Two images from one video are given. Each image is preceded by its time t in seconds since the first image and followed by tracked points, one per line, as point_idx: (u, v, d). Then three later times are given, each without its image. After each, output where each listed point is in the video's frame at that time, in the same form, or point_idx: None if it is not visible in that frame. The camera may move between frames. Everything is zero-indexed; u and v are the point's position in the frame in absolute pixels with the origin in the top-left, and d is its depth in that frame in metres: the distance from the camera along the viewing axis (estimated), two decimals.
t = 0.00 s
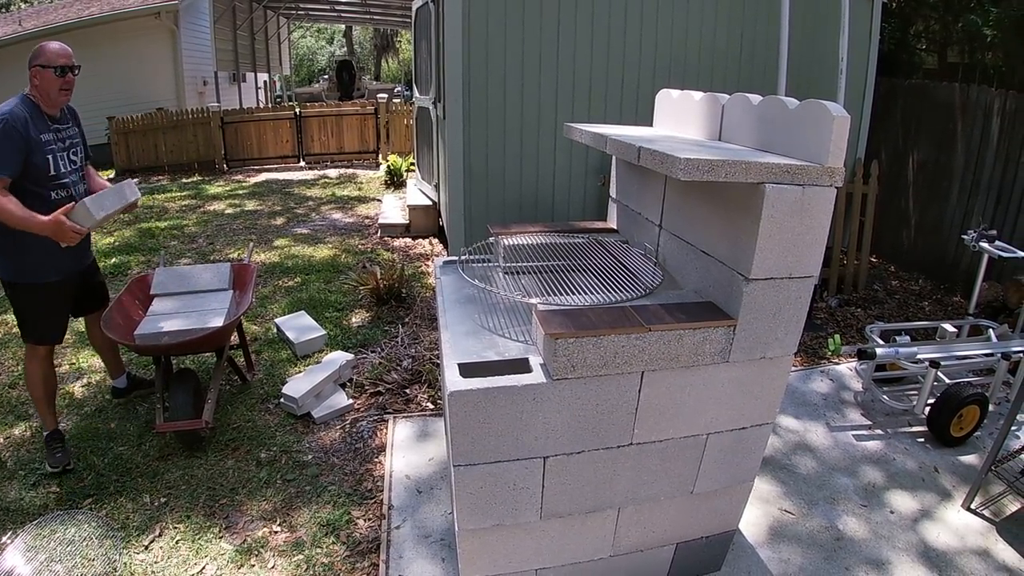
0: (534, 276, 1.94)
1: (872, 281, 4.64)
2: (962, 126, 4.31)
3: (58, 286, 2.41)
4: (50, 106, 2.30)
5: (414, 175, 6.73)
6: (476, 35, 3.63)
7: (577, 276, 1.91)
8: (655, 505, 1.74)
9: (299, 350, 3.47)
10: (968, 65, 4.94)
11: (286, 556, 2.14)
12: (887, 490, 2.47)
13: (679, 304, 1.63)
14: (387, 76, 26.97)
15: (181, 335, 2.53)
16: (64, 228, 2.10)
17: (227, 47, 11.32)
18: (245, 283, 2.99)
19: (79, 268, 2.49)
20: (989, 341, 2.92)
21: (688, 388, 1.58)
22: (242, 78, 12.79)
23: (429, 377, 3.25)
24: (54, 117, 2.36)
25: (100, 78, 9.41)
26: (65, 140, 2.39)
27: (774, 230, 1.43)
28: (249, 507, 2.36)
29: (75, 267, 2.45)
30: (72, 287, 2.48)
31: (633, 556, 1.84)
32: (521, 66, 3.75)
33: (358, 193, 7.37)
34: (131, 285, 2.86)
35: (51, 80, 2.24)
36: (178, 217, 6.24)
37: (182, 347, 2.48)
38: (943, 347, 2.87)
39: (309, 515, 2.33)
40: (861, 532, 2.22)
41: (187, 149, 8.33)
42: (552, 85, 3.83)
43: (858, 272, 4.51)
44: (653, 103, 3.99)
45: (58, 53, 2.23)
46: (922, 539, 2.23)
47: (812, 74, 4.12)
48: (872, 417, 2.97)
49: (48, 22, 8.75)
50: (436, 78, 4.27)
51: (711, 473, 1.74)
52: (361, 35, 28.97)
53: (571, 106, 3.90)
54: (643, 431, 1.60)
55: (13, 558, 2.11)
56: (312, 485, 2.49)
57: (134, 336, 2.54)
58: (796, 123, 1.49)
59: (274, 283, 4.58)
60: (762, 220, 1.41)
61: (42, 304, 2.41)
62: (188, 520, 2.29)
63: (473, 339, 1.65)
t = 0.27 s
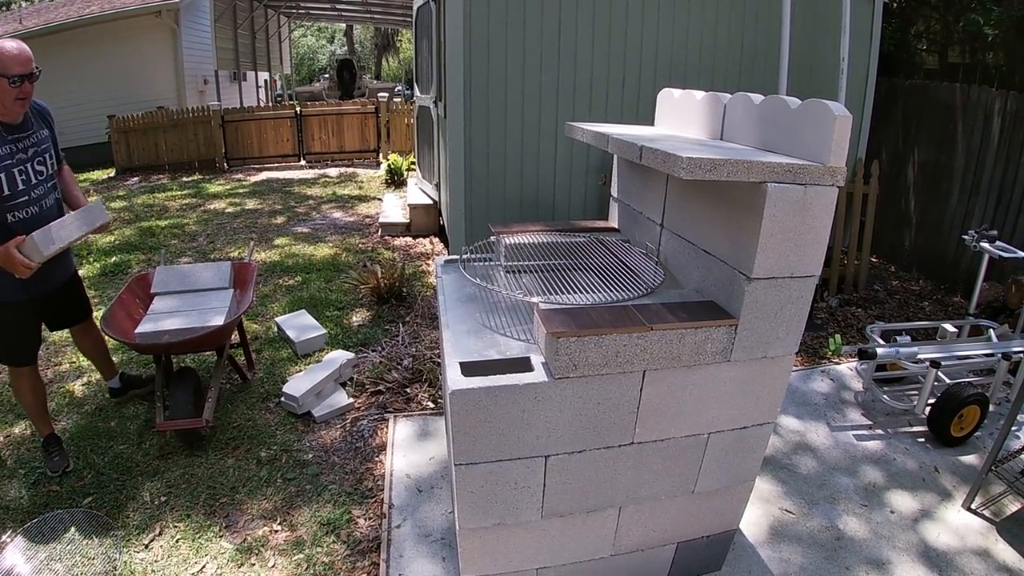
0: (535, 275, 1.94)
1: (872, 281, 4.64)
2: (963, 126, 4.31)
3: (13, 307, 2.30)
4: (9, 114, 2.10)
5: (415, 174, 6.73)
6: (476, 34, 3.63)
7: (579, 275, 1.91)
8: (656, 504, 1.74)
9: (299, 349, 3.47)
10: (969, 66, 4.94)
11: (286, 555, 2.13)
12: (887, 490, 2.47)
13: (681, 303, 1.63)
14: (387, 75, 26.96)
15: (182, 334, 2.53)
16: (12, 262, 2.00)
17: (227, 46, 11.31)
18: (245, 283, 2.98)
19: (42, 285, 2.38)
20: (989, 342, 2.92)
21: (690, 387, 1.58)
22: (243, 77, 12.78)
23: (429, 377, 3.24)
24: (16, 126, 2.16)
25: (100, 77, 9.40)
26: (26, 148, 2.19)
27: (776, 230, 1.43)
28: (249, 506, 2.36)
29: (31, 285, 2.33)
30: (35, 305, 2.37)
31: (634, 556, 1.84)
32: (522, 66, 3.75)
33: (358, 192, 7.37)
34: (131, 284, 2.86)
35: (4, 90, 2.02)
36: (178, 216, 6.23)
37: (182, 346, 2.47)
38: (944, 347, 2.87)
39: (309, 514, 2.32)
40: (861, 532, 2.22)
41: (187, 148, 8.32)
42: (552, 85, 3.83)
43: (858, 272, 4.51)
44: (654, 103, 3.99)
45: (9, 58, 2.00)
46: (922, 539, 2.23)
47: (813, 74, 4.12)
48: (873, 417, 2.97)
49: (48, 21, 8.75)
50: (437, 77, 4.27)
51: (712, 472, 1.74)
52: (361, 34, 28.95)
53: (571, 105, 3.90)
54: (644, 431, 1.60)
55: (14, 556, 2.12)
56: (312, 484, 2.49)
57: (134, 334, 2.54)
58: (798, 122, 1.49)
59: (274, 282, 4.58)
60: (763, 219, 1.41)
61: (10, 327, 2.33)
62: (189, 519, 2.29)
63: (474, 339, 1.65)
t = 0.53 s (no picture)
0: (533, 274, 1.93)
1: (870, 280, 4.64)
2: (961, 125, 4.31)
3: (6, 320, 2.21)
4: None
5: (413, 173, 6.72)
6: (474, 33, 3.62)
7: (577, 274, 1.90)
8: (654, 504, 1.74)
9: (297, 348, 3.46)
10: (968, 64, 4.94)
11: (284, 555, 2.13)
12: (886, 490, 2.47)
13: (679, 302, 1.63)
14: (385, 73, 26.94)
15: (180, 334, 2.52)
16: None
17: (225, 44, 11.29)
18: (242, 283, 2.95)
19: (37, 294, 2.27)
20: (988, 340, 2.92)
21: (688, 386, 1.58)
22: (241, 76, 12.75)
23: (427, 376, 3.24)
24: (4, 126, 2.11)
25: (98, 76, 9.38)
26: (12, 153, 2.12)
27: (775, 228, 1.42)
28: (247, 506, 2.36)
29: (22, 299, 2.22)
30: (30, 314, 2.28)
31: (632, 555, 1.84)
32: (520, 64, 3.74)
33: (356, 191, 7.36)
34: (128, 284, 2.84)
35: None
36: (176, 215, 6.22)
37: (179, 346, 2.46)
38: (942, 346, 2.87)
39: (307, 514, 2.32)
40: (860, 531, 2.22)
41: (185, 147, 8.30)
42: (550, 84, 3.82)
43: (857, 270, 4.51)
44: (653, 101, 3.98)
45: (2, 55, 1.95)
46: (921, 538, 2.23)
47: (811, 73, 4.12)
48: (872, 416, 2.97)
49: (46, 20, 8.73)
50: (435, 76, 4.26)
51: (711, 472, 1.74)
52: (359, 33, 28.92)
53: (570, 104, 3.89)
54: (642, 430, 1.59)
55: (11, 556, 2.11)
56: (310, 484, 2.48)
57: (131, 334, 2.53)
58: (796, 121, 1.48)
59: (272, 281, 4.57)
60: (762, 218, 1.41)
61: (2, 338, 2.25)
62: (187, 519, 2.28)
63: (472, 338, 1.64)
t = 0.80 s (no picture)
0: (531, 274, 1.93)
1: (868, 279, 4.64)
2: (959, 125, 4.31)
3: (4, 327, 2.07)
4: (18, 111, 1.96)
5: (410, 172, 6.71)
6: (471, 31, 3.61)
7: (574, 274, 1.90)
8: (651, 503, 1.74)
9: (294, 347, 3.46)
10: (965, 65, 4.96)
11: (281, 555, 2.12)
12: (884, 489, 2.47)
13: (677, 301, 1.62)
14: (382, 72, 26.92)
15: (177, 334, 2.51)
16: None
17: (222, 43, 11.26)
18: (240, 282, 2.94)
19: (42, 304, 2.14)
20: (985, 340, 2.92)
21: (685, 386, 1.57)
22: (238, 75, 12.72)
23: (424, 375, 3.23)
24: (26, 124, 2.01)
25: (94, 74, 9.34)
26: (34, 156, 2.03)
27: (772, 227, 1.42)
28: (244, 506, 2.35)
29: (26, 304, 2.08)
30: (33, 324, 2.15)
31: (629, 555, 1.84)
32: (518, 63, 3.74)
33: (353, 190, 7.35)
34: (124, 283, 2.83)
35: (22, 84, 1.90)
36: (173, 214, 6.20)
37: (176, 346, 2.45)
38: (940, 346, 2.87)
39: (304, 514, 2.31)
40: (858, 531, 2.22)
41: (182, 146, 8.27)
42: (548, 83, 3.81)
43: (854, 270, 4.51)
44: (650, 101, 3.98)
45: (36, 53, 1.88)
46: (919, 537, 2.23)
47: (810, 72, 4.13)
48: (869, 416, 2.97)
49: (42, 19, 8.69)
50: (432, 74, 4.25)
51: (708, 471, 1.74)
52: (356, 32, 28.89)
53: (567, 103, 3.89)
54: (639, 429, 1.59)
55: (8, 556, 2.10)
56: (307, 484, 2.47)
57: (128, 333, 2.52)
58: (794, 120, 1.48)
59: (269, 280, 4.56)
60: (759, 217, 1.41)
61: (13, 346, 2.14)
62: (184, 519, 2.28)
63: (469, 338, 1.63)
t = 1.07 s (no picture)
0: (524, 274, 1.92)
1: (862, 279, 4.65)
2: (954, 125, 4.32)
3: (9, 321, 1.95)
4: (31, 96, 1.90)
5: (404, 172, 6.70)
6: (466, 31, 3.61)
7: (568, 274, 1.89)
8: (645, 504, 1.73)
9: (288, 348, 3.44)
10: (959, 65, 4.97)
11: (275, 557, 2.11)
12: (879, 489, 2.47)
13: (670, 301, 1.62)
14: (377, 72, 26.88)
15: (170, 335, 2.49)
16: (20, 262, 1.72)
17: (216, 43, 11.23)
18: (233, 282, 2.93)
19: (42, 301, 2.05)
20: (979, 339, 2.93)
21: (678, 386, 1.57)
22: (232, 75, 12.68)
23: (418, 375, 3.23)
24: (38, 113, 1.96)
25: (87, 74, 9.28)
26: (49, 146, 1.97)
27: (766, 228, 1.42)
28: (237, 508, 2.34)
29: (30, 294, 1.98)
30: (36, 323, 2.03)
31: (623, 555, 1.84)
32: (512, 63, 3.73)
33: (347, 190, 7.34)
34: (117, 284, 2.81)
35: (37, 66, 1.85)
36: (166, 214, 6.18)
37: (170, 347, 2.43)
38: (934, 345, 2.87)
39: (298, 515, 2.30)
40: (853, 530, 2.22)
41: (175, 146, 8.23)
42: (542, 82, 3.81)
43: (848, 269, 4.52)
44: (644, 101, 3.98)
45: (52, 35, 1.84)
46: (915, 537, 2.23)
47: (804, 73, 4.14)
48: (863, 415, 2.97)
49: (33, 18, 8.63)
50: (426, 74, 4.24)
51: (702, 472, 1.73)
52: (351, 33, 28.89)
53: (562, 103, 3.88)
54: (633, 429, 1.59)
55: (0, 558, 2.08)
56: (301, 485, 2.46)
57: (121, 333, 2.50)
58: (788, 121, 1.48)
59: (263, 281, 4.54)
60: (754, 217, 1.40)
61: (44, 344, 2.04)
62: (177, 521, 2.26)
63: (462, 339, 1.62)
